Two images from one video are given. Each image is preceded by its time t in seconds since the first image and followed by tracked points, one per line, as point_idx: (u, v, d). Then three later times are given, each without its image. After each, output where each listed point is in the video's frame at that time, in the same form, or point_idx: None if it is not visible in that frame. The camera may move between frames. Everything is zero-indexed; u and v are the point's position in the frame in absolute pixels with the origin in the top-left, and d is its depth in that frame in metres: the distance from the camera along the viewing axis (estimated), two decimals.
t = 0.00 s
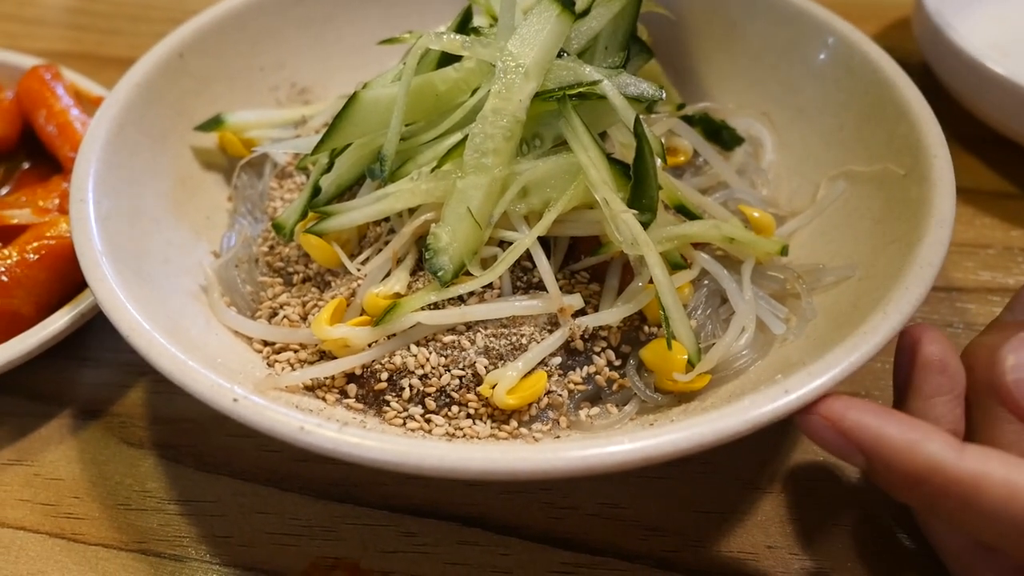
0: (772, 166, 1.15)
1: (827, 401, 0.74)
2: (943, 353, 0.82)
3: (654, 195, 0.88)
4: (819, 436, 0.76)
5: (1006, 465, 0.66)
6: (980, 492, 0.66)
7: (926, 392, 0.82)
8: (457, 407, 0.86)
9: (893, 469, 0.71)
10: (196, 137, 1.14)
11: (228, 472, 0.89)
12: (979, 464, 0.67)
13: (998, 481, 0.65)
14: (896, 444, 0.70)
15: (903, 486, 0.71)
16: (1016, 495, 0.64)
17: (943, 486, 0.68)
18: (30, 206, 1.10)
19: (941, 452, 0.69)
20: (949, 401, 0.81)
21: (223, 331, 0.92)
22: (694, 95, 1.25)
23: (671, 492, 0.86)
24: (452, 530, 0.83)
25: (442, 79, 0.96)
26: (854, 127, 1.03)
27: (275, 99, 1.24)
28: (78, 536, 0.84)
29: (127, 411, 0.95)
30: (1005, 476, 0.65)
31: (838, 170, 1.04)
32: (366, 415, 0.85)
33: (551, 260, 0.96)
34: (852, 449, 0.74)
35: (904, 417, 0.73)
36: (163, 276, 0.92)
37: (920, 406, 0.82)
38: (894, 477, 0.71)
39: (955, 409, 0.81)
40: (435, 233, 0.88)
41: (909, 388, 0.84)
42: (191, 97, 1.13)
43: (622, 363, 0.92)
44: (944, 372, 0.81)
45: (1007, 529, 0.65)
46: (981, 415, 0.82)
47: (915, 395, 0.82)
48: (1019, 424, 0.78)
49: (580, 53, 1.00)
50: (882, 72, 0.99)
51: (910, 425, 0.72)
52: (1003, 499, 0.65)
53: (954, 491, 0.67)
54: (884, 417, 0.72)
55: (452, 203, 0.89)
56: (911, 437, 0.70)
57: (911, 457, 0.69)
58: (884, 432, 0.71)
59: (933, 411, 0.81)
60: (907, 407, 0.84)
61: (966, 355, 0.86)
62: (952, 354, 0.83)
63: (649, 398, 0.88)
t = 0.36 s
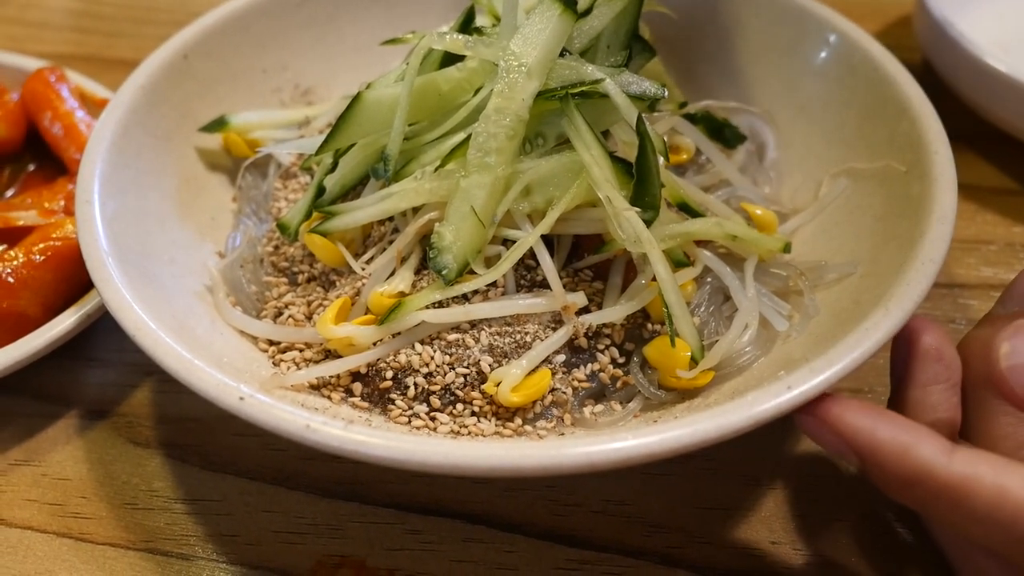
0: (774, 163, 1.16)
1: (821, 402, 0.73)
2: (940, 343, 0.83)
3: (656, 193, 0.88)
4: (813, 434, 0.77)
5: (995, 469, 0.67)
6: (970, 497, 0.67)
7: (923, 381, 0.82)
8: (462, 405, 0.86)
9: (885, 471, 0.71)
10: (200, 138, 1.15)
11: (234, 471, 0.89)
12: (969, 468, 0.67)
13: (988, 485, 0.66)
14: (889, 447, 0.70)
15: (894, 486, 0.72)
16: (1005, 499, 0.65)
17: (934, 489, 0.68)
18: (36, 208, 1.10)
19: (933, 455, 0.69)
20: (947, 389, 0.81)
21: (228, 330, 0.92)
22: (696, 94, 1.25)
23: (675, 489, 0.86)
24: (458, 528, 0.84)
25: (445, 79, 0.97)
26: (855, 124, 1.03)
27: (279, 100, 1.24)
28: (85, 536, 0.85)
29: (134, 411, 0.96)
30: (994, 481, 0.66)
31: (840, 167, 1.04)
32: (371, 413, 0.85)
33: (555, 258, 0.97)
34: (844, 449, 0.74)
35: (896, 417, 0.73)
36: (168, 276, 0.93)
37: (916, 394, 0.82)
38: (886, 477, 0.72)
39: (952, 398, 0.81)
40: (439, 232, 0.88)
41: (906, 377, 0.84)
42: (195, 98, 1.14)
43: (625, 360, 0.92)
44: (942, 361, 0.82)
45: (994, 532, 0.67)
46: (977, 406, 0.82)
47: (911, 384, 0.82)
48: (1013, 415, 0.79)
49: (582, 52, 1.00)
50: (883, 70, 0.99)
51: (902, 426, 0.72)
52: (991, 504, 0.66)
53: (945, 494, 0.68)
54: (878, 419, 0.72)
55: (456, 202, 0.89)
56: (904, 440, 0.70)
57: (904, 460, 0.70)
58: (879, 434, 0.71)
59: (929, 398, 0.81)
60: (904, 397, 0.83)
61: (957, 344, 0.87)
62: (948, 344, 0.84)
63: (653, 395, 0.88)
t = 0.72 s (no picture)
0: (769, 163, 1.15)
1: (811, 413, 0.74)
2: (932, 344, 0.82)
3: (651, 194, 0.89)
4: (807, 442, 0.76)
5: (985, 476, 0.67)
6: (960, 505, 0.67)
7: (918, 382, 0.81)
8: (456, 408, 0.85)
9: (877, 479, 0.71)
10: (192, 141, 1.14)
11: (227, 478, 0.88)
12: (960, 476, 0.67)
13: (979, 493, 0.66)
14: (880, 456, 0.70)
15: (887, 494, 0.72)
16: (997, 507, 0.65)
17: (926, 497, 0.68)
18: (26, 213, 1.10)
19: (925, 464, 0.69)
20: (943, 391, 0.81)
21: (220, 335, 0.91)
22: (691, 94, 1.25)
23: (671, 491, 0.86)
24: (453, 533, 0.83)
25: (437, 80, 0.96)
26: (850, 123, 1.03)
27: (271, 102, 1.24)
28: (77, 544, 0.84)
29: (126, 417, 0.95)
30: (984, 488, 0.66)
31: (836, 167, 1.04)
32: (365, 418, 0.84)
33: (549, 260, 0.96)
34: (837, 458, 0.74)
35: (888, 425, 0.73)
36: (159, 281, 0.92)
37: (912, 396, 0.81)
38: (878, 485, 0.72)
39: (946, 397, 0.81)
40: (432, 235, 0.87)
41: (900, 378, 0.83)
42: (186, 102, 1.13)
43: (621, 362, 0.91)
44: (934, 361, 0.81)
45: (983, 538, 0.67)
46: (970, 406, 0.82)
47: (904, 384, 0.82)
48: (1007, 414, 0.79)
49: (576, 53, 1.00)
50: (877, 69, 0.99)
51: (894, 434, 0.71)
52: (982, 512, 0.66)
53: (937, 502, 0.68)
54: (869, 427, 0.72)
55: (449, 205, 0.88)
56: (895, 450, 0.70)
57: (895, 469, 0.70)
58: (870, 443, 0.71)
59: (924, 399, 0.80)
60: (897, 398, 0.82)
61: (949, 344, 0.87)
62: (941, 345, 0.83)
63: (649, 397, 0.87)
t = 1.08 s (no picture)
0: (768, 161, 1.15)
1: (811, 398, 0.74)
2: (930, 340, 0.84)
3: (650, 191, 0.88)
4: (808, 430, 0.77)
5: (984, 463, 0.66)
6: (956, 491, 0.66)
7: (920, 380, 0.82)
8: (452, 405, 0.85)
9: (875, 466, 0.71)
10: (188, 136, 1.13)
11: (221, 474, 0.88)
12: (958, 462, 0.67)
13: (976, 478, 0.65)
14: (878, 442, 0.71)
15: (885, 482, 0.72)
16: (994, 493, 0.64)
17: (923, 483, 0.68)
18: (21, 207, 1.09)
19: (922, 450, 0.69)
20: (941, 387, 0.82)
21: (215, 331, 0.91)
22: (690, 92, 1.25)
23: (669, 489, 0.85)
24: (449, 530, 0.82)
25: (436, 75, 0.96)
26: (850, 121, 1.02)
27: (269, 98, 1.23)
28: (69, 540, 0.83)
29: (120, 413, 0.94)
30: (982, 475, 0.66)
31: (835, 166, 1.04)
32: (361, 414, 0.84)
33: (547, 257, 0.95)
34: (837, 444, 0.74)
35: (888, 414, 0.73)
36: (154, 275, 0.91)
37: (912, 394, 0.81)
38: (877, 473, 0.72)
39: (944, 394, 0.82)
40: (429, 231, 0.87)
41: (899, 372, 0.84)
42: (183, 97, 1.12)
43: (619, 360, 0.91)
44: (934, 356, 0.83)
45: (981, 526, 0.66)
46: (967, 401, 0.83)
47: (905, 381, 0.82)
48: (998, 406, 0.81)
49: (575, 49, 0.99)
50: (878, 67, 0.99)
51: (893, 422, 0.72)
52: (979, 498, 0.65)
53: (934, 488, 0.67)
54: (869, 414, 0.72)
55: (447, 200, 0.88)
56: (894, 435, 0.70)
57: (892, 454, 0.70)
58: (868, 429, 0.71)
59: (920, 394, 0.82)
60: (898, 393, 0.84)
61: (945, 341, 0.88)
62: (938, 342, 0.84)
63: (647, 395, 0.87)
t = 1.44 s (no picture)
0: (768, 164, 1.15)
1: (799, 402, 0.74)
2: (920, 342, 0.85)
3: (650, 192, 0.89)
4: (795, 432, 0.77)
5: (962, 478, 0.66)
6: (933, 504, 0.66)
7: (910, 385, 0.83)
8: (449, 403, 0.85)
9: (856, 473, 0.71)
10: (189, 131, 1.13)
11: (218, 468, 0.88)
12: (937, 476, 0.67)
13: (952, 493, 0.65)
14: (861, 450, 0.70)
15: (866, 489, 0.72)
16: (968, 509, 0.64)
17: (901, 494, 0.68)
18: (22, 199, 1.09)
19: (904, 461, 0.69)
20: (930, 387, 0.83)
21: (214, 325, 0.91)
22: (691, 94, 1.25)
23: (664, 490, 0.86)
24: (445, 527, 0.83)
25: (437, 74, 0.96)
26: (849, 125, 1.03)
27: (270, 94, 1.23)
28: (67, 532, 0.83)
29: (118, 406, 0.95)
30: (959, 490, 0.65)
31: (835, 169, 1.04)
32: (358, 411, 0.84)
33: (546, 256, 0.96)
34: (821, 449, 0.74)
35: (875, 421, 0.73)
36: (153, 269, 0.92)
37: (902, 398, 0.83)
38: (858, 480, 0.72)
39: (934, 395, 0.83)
40: (428, 229, 0.87)
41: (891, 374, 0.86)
42: (185, 92, 1.13)
43: (616, 360, 0.91)
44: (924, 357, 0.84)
45: (954, 540, 0.66)
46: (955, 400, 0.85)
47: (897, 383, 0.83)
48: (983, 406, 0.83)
49: (576, 49, 1.00)
50: (879, 71, 0.99)
51: (878, 430, 0.71)
52: (954, 513, 0.65)
53: (912, 500, 0.68)
54: (854, 420, 0.72)
55: (446, 198, 0.88)
56: (876, 444, 0.70)
57: (873, 464, 0.70)
58: (852, 435, 0.71)
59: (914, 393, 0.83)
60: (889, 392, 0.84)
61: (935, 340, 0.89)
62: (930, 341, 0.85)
63: (643, 395, 0.87)
